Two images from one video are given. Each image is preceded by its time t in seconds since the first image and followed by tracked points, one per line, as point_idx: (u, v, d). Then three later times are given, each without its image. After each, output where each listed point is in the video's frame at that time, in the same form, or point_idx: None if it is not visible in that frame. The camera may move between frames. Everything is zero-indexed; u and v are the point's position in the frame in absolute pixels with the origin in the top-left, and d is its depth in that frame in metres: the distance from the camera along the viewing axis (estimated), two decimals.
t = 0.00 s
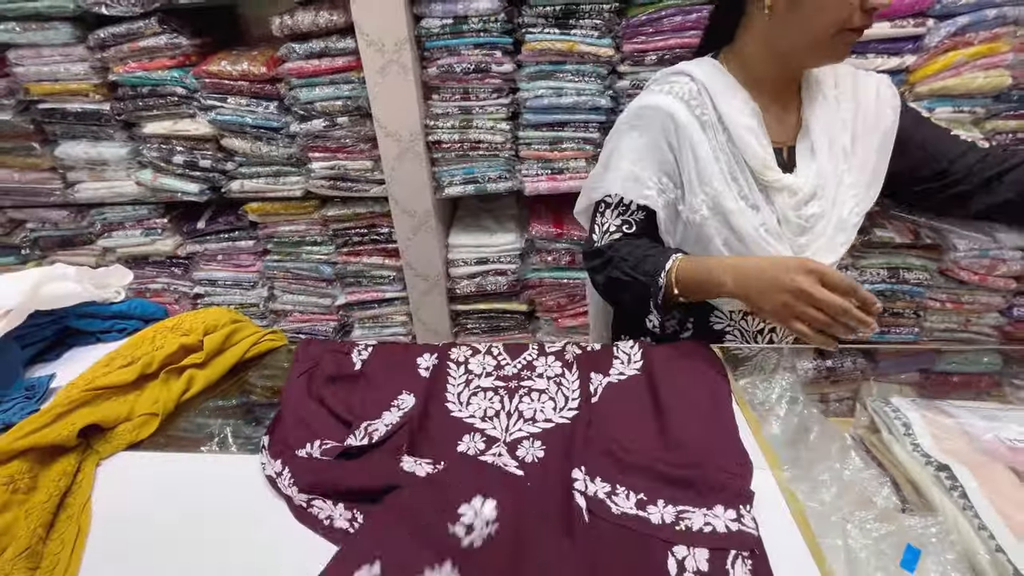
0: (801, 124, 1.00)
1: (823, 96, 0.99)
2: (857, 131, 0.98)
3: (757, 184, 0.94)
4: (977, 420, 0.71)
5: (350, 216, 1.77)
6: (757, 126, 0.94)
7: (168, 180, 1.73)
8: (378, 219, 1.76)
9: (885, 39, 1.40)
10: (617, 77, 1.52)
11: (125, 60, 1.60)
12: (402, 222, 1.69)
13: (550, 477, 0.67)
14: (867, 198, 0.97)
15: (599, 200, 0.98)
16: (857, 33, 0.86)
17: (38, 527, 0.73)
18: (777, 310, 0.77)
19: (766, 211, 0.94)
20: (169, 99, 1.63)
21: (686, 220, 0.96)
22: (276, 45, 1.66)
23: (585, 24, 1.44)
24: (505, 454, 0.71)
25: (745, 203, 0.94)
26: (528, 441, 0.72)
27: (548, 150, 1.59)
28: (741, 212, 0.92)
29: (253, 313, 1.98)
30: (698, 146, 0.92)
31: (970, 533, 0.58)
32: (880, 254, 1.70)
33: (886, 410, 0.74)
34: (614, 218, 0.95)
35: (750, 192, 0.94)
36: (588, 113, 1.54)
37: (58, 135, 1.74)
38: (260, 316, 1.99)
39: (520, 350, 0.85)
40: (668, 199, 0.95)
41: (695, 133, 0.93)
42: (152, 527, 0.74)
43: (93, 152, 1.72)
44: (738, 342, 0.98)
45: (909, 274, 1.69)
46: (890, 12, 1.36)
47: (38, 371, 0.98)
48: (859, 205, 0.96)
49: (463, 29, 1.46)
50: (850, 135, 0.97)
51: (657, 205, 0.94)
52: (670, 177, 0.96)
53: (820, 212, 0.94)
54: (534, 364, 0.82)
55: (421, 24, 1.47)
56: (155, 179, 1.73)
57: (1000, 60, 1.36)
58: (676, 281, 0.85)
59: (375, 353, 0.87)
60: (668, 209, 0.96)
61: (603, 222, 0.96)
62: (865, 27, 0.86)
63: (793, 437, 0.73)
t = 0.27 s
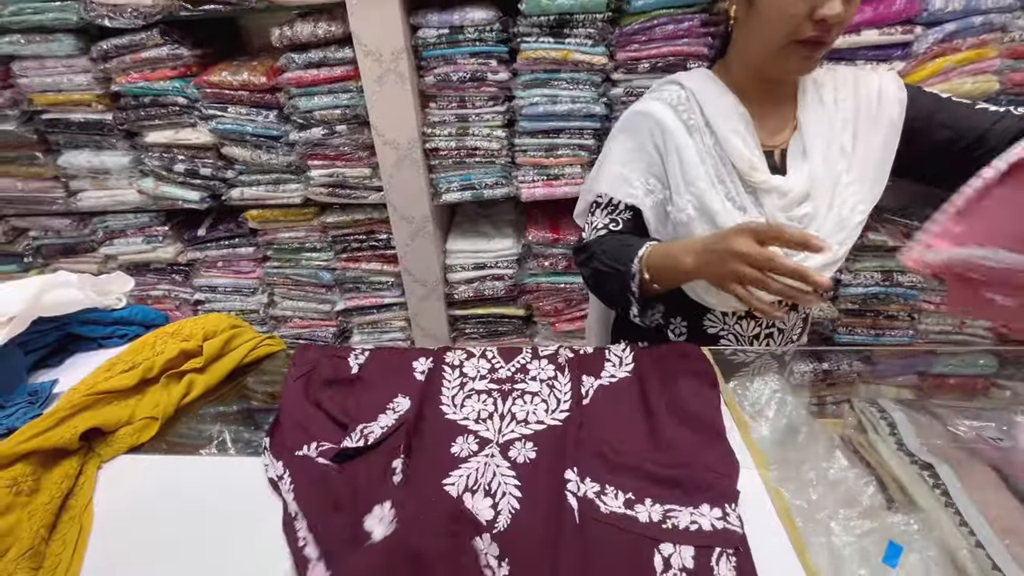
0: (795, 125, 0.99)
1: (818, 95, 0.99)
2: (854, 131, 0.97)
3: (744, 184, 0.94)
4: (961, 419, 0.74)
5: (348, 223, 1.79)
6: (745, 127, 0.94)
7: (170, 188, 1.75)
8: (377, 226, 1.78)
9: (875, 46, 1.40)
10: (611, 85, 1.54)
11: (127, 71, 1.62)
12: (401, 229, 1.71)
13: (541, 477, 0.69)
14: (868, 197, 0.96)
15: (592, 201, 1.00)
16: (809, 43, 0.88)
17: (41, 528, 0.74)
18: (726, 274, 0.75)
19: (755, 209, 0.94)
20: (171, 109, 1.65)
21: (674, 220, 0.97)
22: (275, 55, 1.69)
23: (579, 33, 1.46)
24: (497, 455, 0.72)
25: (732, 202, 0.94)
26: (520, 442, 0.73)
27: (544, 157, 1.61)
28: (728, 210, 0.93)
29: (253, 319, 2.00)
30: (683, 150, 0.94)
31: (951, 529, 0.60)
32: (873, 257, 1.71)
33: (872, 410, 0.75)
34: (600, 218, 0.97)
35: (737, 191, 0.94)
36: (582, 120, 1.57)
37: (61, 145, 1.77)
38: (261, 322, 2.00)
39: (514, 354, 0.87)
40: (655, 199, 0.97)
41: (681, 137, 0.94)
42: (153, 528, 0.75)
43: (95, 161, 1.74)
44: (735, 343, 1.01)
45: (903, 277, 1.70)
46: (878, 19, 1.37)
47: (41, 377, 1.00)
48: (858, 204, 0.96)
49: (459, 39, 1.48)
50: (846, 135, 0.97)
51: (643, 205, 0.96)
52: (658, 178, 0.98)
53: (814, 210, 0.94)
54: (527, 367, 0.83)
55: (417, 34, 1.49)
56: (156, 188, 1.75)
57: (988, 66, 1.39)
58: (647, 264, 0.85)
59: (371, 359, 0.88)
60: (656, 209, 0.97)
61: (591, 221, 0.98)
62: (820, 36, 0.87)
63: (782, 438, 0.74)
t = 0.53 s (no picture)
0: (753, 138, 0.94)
1: (785, 109, 0.91)
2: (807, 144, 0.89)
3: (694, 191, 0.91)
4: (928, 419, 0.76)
5: (340, 230, 1.80)
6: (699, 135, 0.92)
7: (162, 196, 1.76)
8: (368, 233, 1.80)
9: (854, 56, 1.44)
10: (598, 94, 1.57)
11: (121, 80, 1.64)
12: (392, 235, 1.73)
13: (520, 478, 0.71)
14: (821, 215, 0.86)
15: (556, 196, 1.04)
16: (742, 59, 0.87)
17: (27, 531, 0.75)
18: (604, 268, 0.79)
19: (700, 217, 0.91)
20: (164, 117, 1.67)
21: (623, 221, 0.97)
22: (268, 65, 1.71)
23: (566, 44, 1.49)
24: (479, 457, 0.74)
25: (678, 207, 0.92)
26: (501, 444, 0.75)
27: (532, 164, 1.64)
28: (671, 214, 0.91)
29: (245, 326, 2.00)
30: (637, 155, 0.95)
31: (919, 527, 0.61)
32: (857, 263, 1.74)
33: (846, 411, 0.77)
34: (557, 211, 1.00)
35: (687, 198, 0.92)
36: (570, 128, 1.60)
37: (54, 154, 1.78)
38: (253, 328, 2.01)
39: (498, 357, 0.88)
40: (609, 199, 0.98)
41: (637, 142, 0.96)
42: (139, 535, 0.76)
43: (89, 169, 1.76)
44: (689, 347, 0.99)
45: (887, 282, 1.73)
46: (856, 30, 1.41)
47: (30, 383, 1.00)
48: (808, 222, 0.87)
49: (448, 49, 1.51)
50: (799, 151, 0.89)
51: (595, 203, 0.97)
52: (616, 180, 0.99)
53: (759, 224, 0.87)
54: (511, 370, 0.85)
55: (407, 45, 1.52)
56: (149, 196, 1.77)
57: (965, 75, 1.42)
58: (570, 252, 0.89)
59: (357, 363, 0.89)
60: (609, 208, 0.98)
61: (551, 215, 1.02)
62: (755, 52, 0.86)
63: (759, 439, 0.76)
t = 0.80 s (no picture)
0: (690, 162, 0.94)
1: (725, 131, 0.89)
2: (743, 175, 0.88)
3: (629, 211, 0.95)
4: (905, 424, 0.78)
5: (336, 240, 1.83)
6: (635, 156, 0.95)
7: (160, 207, 1.79)
8: (364, 243, 1.82)
9: (836, 72, 1.48)
10: (589, 108, 1.61)
11: (120, 93, 1.67)
12: (387, 245, 1.75)
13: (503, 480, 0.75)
14: (739, 245, 0.88)
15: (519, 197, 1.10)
16: (667, 88, 0.86)
17: (24, 535, 0.76)
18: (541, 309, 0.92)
19: (631, 236, 0.95)
20: (163, 130, 1.70)
21: (568, 232, 1.02)
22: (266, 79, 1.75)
23: (557, 59, 1.53)
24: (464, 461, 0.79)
25: (613, 225, 0.96)
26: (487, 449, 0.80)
27: (525, 176, 1.67)
28: (604, 233, 0.95)
29: (241, 335, 2.02)
30: (584, 170, 0.98)
31: (892, 526, 0.64)
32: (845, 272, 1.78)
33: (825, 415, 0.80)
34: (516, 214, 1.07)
35: (622, 216, 0.95)
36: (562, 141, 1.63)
37: (53, 165, 1.80)
38: (248, 338, 2.02)
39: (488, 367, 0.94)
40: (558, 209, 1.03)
41: (584, 157, 0.99)
42: (134, 539, 0.77)
43: (87, 180, 1.78)
44: (631, 351, 1.04)
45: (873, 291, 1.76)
46: (838, 48, 1.45)
47: (28, 391, 1.01)
48: (728, 251, 0.89)
49: (443, 64, 1.55)
50: (736, 182, 0.88)
51: (545, 212, 1.03)
52: (566, 189, 1.03)
53: (681, 249, 0.90)
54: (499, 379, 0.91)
55: (403, 60, 1.56)
56: (146, 206, 1.79)
57: (942, 91, 1.48)
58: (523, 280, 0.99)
59: (351, 370, 0.94)
60: (558, 217, 1.03)
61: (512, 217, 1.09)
62: (677, 80, 0.84)
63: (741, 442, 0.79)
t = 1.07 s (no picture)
0: (624, 173, 0.96)
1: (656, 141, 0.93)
2: (677, 182, 0.92)
3: (570, 223, 0.96)
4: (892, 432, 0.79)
5: (329, 250, 1.83)
6: (572, 170, 0.96)
7: (153, 216, 1.78)
8: (357, 252, 1.83)
9: (822, 86, 1.51)
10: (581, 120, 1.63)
11: (115, 103, 1.68)
12: (380, 255, 1.76)
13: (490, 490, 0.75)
14: (678, 252, 0.92)
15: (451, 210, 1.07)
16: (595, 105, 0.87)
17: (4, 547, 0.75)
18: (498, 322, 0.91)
19: (574, 247, 0.96)
20: (157, 139, 1.70)
21: (509, 246, 1.02)
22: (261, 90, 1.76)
23: (550, 72, 1.55)
24: (452, 471, 0.78)
25: (556, 238, 0.97)
26: (475, 457, 0.80)
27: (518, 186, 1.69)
28: (547, 246, 0.96)
29: (233, 345, 2.00)
30: (521, 184, 0.97)
31: (878, 533, 0.65)
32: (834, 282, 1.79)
33: (813, 423, 0.81)
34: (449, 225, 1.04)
35: (564, 228, 0.96)
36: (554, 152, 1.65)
37: (46, 174, 1.80)
38: (240, 347, 2.01)
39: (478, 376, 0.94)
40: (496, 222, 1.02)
41: (521, 170, 0.98)
42: (116, 550, 0.76)
43: (80, 190, 1.78)
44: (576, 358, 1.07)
45: (863, 300, 1.78)
46: (824, 63, 1.49)
47: (15, 400, 1.01)
48: (669, 256, 0.92)
49: (437, 76, 1.57)
50: (671, 191, 0.91)
51: (482, 225, 1.01)
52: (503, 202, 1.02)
53: (624, 257, 0.93)
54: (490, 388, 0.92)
55: (397, 72, 1.58)
56: (139, 215, 1.78)
57: (926, 105, 1.51)
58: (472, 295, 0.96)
59: (341, 380, 0.94)
60: (497, 231, 1.02)
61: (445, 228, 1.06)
62: (603, 97, 0.85)
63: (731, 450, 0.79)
